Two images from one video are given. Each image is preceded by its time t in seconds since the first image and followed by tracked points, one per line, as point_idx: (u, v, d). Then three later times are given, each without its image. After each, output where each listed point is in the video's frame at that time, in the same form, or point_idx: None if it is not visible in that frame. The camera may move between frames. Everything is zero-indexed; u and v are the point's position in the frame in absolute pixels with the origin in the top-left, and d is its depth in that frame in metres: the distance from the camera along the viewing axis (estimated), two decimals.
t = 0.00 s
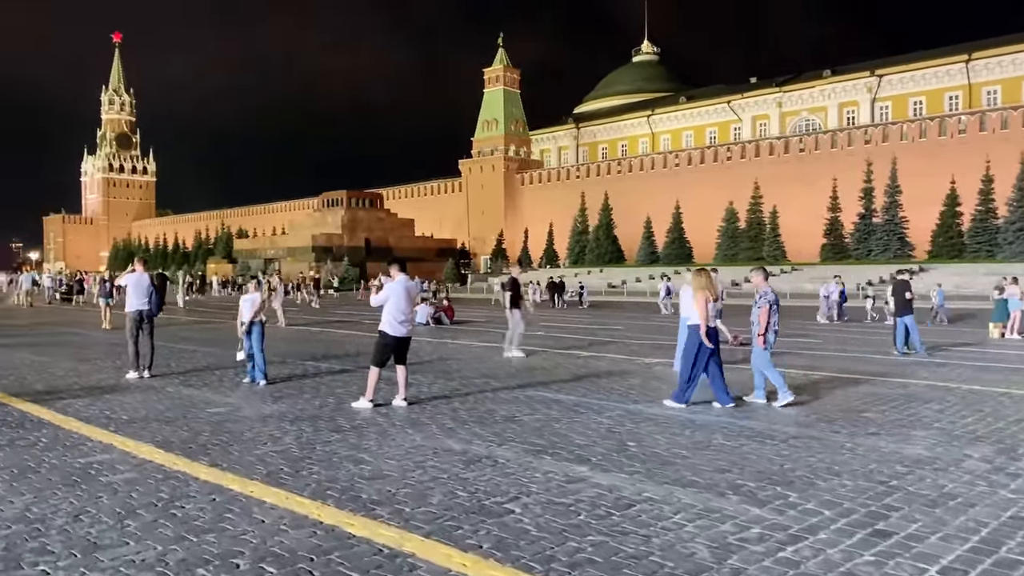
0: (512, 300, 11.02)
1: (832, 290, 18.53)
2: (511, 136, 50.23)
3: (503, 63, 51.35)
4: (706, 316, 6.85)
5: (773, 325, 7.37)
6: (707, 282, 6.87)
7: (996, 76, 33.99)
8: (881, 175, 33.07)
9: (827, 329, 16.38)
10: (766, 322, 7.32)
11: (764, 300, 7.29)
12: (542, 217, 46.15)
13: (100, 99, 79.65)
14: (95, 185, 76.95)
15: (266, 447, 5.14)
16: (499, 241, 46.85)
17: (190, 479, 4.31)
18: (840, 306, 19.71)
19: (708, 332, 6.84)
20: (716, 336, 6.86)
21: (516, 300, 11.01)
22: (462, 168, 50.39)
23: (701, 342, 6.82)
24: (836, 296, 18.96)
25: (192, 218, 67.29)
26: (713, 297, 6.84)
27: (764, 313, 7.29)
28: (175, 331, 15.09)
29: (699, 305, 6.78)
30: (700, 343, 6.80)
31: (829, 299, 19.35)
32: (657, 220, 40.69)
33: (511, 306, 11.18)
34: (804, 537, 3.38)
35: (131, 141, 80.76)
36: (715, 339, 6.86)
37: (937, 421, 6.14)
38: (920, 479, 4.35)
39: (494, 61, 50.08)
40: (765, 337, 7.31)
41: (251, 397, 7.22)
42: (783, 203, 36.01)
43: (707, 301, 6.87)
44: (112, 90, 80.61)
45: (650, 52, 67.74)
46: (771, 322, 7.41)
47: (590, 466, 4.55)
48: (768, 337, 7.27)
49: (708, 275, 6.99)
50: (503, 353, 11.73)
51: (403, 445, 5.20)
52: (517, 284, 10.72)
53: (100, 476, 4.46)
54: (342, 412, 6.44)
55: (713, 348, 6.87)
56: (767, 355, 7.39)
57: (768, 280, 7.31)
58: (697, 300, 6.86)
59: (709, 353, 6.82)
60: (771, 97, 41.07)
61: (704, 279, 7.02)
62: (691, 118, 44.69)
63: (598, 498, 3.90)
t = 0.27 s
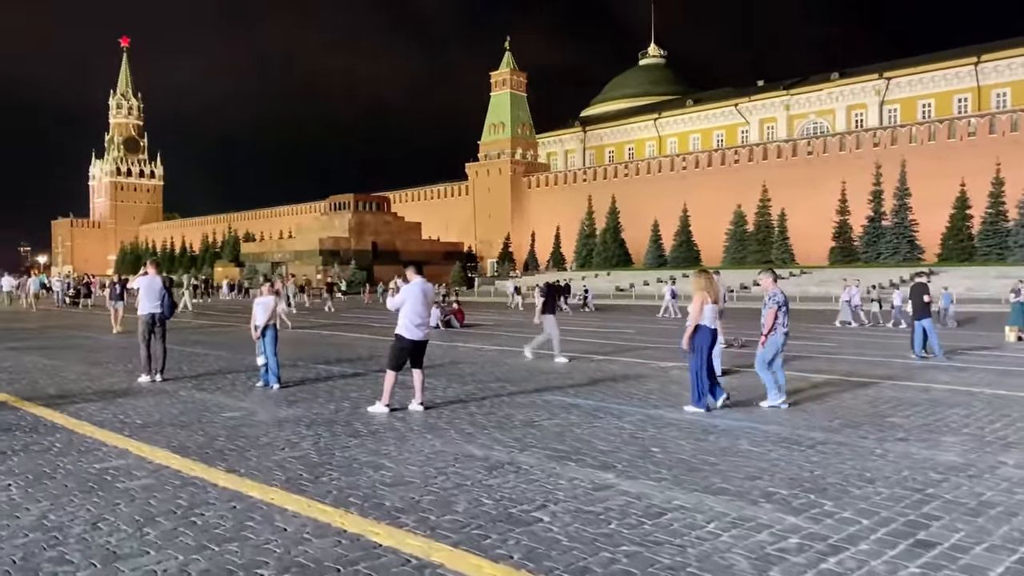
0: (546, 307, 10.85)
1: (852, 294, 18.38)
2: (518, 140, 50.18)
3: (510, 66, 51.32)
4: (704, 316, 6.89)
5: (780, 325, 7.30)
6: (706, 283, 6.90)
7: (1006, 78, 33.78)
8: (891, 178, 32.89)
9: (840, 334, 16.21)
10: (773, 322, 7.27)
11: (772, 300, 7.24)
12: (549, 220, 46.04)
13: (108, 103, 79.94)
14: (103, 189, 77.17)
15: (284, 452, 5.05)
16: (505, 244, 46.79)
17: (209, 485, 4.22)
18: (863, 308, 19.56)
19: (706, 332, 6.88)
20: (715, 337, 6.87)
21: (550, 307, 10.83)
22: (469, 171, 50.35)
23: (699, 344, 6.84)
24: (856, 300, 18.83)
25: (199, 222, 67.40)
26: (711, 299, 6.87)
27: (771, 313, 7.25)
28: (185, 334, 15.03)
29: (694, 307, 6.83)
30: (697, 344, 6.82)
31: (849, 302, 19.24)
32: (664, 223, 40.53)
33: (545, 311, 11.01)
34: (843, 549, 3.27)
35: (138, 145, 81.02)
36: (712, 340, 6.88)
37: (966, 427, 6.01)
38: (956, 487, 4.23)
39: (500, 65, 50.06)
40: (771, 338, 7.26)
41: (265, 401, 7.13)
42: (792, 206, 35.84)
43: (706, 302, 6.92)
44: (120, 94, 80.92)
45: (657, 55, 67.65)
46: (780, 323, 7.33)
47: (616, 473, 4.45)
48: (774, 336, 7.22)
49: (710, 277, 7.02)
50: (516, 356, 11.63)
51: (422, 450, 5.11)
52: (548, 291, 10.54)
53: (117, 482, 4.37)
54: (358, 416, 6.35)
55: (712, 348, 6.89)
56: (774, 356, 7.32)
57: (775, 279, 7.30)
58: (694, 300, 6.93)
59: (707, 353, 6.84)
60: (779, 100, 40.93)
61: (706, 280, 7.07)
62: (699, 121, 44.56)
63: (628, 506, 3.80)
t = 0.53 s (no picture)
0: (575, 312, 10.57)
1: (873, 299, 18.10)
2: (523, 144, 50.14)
3: (514, 71, 51.32)
4: (702, 321, 6.85)
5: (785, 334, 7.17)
6: (706, 288, 6.84)
7: (1012, 81, 33.64)
8: (897, 182, 32.76)
9: (850, 339, 16.08)
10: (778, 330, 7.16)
11: (774, 308, 7.14)
12: (554, 224, 45.95)
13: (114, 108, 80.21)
14: (108, 194, 77.40)
15: (297, 462, 4.97)
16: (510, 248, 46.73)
17: (221, 496, 4.14)
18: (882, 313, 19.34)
19: (707, 337, 6.83)
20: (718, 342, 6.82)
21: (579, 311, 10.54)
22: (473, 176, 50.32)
23: (699, 349, 6.78)
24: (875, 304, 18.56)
25: (204, 226, 67.47)
26: (710, 303, 6.82)
27: (775, 321, 7.15)
28: (193, 339, 14.99)
29: (692, 311, 6.83)
30: (698, 349, 6.77)
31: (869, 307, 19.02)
32: (670, 227, 40.42)
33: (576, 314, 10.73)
34: (878, 564, 3.17)
35: (144, 149, 81.23)
36: (713, 345, 6.81)
37: (990, 436, 5.89)
38: (987, 499, 4.12)
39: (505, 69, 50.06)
40: (775, 346, 7.18)
41: (274, 408, 7.04)
42: (798, 210, 35.73)
43: (705, 309, 6.88)
44: (126, 99, 81.22)
45: (661, 59, 67.64)
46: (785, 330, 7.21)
47: (637, 484, 4.35)
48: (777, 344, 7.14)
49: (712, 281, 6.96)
50: (526, 361, 11.55)
51: (440, 459, 5.02)
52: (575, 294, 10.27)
53: (129, 491, 4.29)
54: (371, 424, 6.26)
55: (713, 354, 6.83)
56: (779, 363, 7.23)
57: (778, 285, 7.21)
58: (694, 305, 6.90)
59: (709, 359, 6.79)
60: (784, 104, 40.85)
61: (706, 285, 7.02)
62: (703, 125, 44.47)
63: (652, 518, 3.70)
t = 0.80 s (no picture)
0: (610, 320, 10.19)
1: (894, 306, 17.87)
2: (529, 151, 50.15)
3: (521, 79, 51.37)
4: (704, 330, 6.92)
5: (784, 343, 7.19)
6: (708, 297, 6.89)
7: (1020, 88, 33.48)
8: (905, 189, 32.61)
9: (862, 347, 15.93)
10: (777, 340, 7.18)
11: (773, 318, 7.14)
12: (560, 231, 45.90)
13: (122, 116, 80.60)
14: (116, 202, 77.70)
15: (314, 472, 4.89)
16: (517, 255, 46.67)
17: (239, 509, 4.06)
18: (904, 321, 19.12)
19: (708, 346, 6.90)
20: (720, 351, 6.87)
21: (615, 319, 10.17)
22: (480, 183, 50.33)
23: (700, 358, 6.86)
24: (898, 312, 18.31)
25: (211, 234, 67.62)
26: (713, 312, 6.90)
27: (773, 331, 7.16)
28: (202, 347, 14.97)
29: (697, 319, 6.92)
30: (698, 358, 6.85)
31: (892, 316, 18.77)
32: (676, 234, 40.30)
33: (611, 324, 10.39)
34: None
35: (151, 157, 81.56)
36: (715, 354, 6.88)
37: (1016, 447, 5.79)
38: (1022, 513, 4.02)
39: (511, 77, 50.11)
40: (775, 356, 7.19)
41: (288, 417, 6.97)
42: (805, 217, 35.59)
43: (708, 317, 6.94)
44: (133, 107, 81.64)
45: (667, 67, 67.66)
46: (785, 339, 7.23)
47: (662, 497, 4.26)
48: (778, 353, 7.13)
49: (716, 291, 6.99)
50: (537, 369, 11.47)
51: (459, 470, 4.94)
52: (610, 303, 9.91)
53: (145, 504, 4.22)
54: (386, 433, 6.19)
55: (714, 363, 6.90)
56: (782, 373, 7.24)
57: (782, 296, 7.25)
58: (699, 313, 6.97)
59: (708, 368, 6.86)
60: (791, 111, 40.75)
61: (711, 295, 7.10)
62: (710, 132, 44.41)
63: (681, 533, 3.61)
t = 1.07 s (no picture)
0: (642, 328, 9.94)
1: (912, 315, 17.68)
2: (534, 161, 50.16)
3: (525, 88, 51.42)
4: (712, 338, 7.00)
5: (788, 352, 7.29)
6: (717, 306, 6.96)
7: None
8: (911, 198, 32.52)
9: (873, 356, 15.81)
10: (781, 348, 7.32)
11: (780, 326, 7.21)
12: (565, 240, 45.86)
13: (127, 126, 80.97)
14: (122, 212, 77.90)
15: (332, 483, 4.83)
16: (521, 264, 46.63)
17: (257, 520, 4.01)
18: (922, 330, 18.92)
19: (716, 353, 6.99)
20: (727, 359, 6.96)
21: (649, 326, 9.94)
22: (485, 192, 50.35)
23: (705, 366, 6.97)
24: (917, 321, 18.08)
25: (216, 244, 67.72)
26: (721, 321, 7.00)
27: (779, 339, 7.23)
28: (210, 357, 14.91)
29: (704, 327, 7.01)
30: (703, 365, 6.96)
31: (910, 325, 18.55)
32: (682, 243, 40.21)
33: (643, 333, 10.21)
34: None
35: (157, 167, 81.81)
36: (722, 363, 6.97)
37: None
38: None
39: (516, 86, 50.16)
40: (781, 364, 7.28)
41: (300, 427, 6.91)
42: (811, 226, 35.49)
43: (716, 324, 7.02)
44: (139, 117, 81.99)
45: (672, 76, 67.74)
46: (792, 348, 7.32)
47: (686, 509, 4.19)
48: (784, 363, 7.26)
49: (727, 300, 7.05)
50: (547, 378, 11.40)
51: (477, 481, 4.87)
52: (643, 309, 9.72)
53: (162, 515, 4.16)
54: (401, 444, 6.12)
55: (719, 371, 7.01)
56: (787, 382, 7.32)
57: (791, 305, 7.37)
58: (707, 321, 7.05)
59: (713, 376, 6.98)
60: (796, 120, 40.73)
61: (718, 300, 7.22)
62: (715, 141, 44.38)
63: (710, 546, 3.54)
